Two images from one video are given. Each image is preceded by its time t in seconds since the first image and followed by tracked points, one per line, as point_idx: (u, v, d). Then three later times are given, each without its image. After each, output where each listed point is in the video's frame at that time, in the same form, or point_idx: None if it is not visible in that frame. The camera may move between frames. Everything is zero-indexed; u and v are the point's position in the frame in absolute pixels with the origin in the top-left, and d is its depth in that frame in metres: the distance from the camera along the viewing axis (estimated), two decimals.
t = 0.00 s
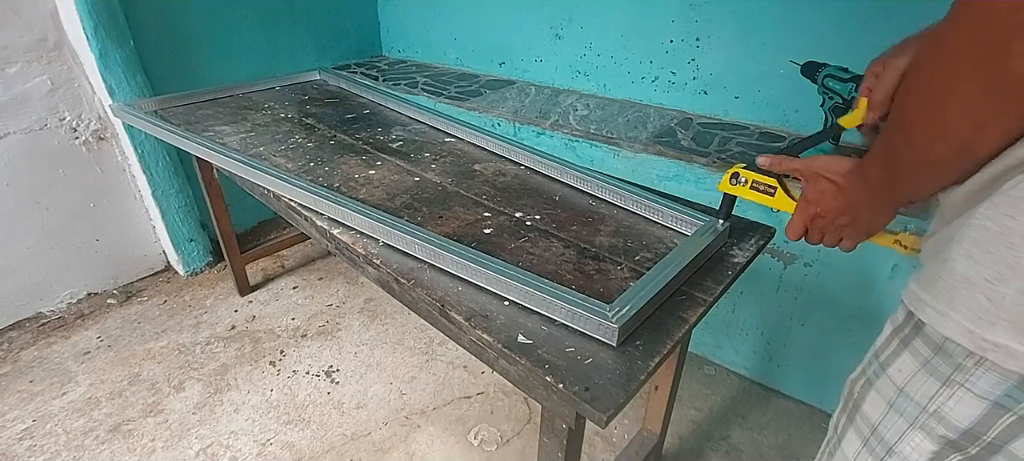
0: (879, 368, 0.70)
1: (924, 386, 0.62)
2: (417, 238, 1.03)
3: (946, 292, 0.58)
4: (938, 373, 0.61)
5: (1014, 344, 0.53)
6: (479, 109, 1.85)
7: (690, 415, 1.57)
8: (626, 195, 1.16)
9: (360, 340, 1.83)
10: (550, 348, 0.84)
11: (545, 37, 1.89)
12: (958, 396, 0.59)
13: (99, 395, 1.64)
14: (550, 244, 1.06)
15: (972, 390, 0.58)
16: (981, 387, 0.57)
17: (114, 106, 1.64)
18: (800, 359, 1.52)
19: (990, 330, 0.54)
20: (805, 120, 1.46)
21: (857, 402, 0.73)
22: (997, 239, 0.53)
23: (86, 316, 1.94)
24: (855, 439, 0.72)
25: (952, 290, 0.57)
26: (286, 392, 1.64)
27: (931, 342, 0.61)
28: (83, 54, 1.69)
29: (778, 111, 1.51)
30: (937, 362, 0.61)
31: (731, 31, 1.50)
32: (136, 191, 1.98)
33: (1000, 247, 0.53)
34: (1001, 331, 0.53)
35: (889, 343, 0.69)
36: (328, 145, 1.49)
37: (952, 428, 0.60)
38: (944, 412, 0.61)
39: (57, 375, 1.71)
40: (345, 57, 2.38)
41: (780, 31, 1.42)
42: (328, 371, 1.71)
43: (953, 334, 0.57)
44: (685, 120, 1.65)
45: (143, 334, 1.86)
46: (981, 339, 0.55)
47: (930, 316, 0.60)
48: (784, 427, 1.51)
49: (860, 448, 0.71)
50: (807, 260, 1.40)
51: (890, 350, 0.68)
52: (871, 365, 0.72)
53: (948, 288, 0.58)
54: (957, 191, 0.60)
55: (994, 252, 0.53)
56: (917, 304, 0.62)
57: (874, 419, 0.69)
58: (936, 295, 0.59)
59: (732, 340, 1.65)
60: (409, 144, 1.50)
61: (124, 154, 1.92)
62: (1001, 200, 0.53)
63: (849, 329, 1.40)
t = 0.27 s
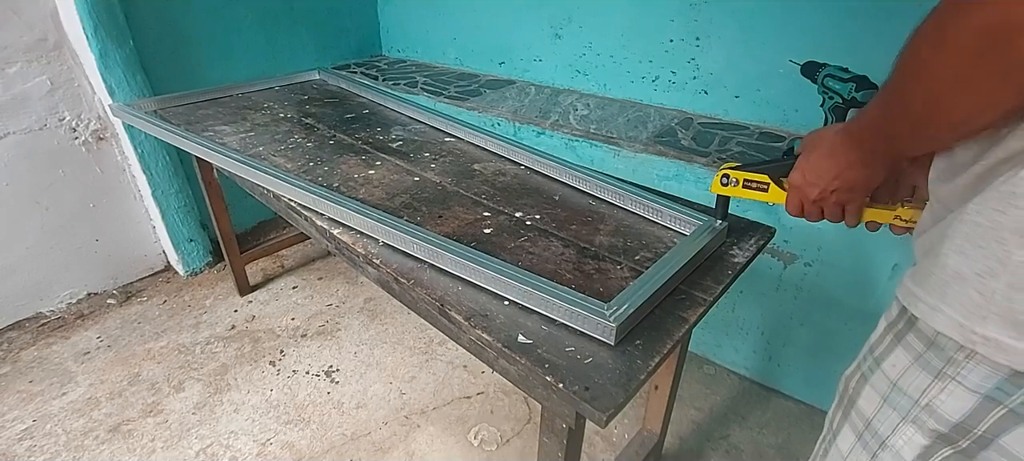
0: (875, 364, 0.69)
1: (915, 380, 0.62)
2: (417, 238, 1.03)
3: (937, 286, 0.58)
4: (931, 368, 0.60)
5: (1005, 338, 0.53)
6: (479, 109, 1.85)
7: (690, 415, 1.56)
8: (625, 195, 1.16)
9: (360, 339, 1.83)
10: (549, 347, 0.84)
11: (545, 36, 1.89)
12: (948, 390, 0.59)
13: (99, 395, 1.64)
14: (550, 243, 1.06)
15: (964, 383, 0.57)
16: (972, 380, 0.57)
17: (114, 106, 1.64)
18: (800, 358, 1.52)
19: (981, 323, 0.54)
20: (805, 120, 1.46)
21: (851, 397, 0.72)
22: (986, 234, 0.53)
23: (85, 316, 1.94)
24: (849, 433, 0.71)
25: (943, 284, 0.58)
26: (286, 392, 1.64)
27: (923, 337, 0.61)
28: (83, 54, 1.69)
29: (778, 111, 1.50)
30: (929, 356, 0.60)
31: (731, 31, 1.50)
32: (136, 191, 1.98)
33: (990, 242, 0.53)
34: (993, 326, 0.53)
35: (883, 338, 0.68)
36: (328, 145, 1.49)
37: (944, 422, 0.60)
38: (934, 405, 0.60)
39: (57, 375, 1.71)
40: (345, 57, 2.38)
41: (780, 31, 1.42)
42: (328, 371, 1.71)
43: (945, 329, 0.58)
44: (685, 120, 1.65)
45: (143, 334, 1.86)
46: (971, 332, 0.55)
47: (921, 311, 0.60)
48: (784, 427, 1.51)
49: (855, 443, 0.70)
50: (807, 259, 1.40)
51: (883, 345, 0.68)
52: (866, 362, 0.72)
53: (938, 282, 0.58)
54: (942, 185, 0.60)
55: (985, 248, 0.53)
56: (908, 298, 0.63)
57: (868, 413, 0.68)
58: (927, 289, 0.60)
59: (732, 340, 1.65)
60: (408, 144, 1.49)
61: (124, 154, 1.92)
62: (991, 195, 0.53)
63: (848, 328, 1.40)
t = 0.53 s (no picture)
0: (881, 369, 0.69)
1: (927, 390, 0.62)
2: (417, 238, 1.03)
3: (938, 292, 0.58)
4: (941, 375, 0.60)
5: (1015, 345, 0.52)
6: (479, 109, 1.84)
7: (690, 416, 1.56)
8: (625, 195, 1.16)
9: (360, 340, 1.83)
10: (550, 348, 0.83)
11: (546, 36, 1.89)
12: (960, 400, 0.59)
13: (99, 395, 1.63)
14: (551, 244, 1.05)
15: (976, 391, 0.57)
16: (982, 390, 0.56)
17: (114, 105, 1.63)
18: (801, 359, 1.52)
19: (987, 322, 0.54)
20: (805, 121, 1.46)
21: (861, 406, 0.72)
22: (994, 241, 0.53)
23: (85, 316, 1.93)
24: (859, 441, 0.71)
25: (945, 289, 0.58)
26: (286, 392, 1.64)
27: (933, 346, 0.61)
28: (83, 54, 1.69)
29: (778, 111, 1.50)
30: (938, 365, 0.60)
31: (732, 31, 1.49)
32: (136, 190, 1.98)
33: (998, 248, 0.53)
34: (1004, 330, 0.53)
35: (890, 345, 0.68)
36: (328, 145, 1.48)
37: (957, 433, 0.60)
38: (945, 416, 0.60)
39: (57, 375, 1.71)
40: (345, 57, 2.38)
41: (781, 31, 1.42)
42: (328, 371, 1.71)
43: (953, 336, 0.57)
44: (686, 120, 1.65)
45: (143, 334, 1.86)
46: (981, 341, 0.55)
47: (930, 320, 0.60)
48: (785, 428, 1.51)
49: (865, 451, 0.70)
50: (808, 260, 1.40)
51: (891, 352, 0.68)
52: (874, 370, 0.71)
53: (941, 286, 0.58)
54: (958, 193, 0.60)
55: (992, 254, 0.53)
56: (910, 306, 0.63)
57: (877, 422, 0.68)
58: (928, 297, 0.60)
59: (732, 341, 1.65)
60: (409, 144, 1.49)
61: (124, 154, 1.91)
62: (1002, 202, 0.53)
63: (849, 330, 1.40)
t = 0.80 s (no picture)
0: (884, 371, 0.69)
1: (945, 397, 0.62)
2: (417, 238, 1.03)
3: (952, 315, 0.59)
4: (977, 395, 0.60)
5: None
6: (479, 109, 1.84)
7: (690, 416, 1.56)
8: (625, 195, 1.16)
9: (361, 340, 1.83)
10: (550, 348, 0.83)
11: (546, 36, 1.89)
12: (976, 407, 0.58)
13: (99, 395, 1.63)
14: (551, 244, 1.05)
15: (1016, 403, 0.56)
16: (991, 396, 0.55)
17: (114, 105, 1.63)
18: (801, 359, 1.52)
19: (1006, 335, 0.54)
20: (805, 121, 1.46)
21: (900, 404, 0.69)
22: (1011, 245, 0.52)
23: (85, 316, 1.93)
24: (896, 439, 0.69)
25: (960, 313, 0.58)
26: (286, 392, 1.64)
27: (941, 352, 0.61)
28: (83, 54, 1.69)
29: (778, 111, 1.50)
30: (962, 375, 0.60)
31: (732, 31, 1.49)
32: (136, 190, 1.98)
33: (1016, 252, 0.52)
34: None
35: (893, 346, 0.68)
36: (328, 145, 1.48)
37: (1001, 449, 0.58)
38: (989, 427, 0.59)
39: (57, 375, 1.71)
40: (345, 57, 2.38)
41: (781, 31, 1.42)
42: (328, 371, 1.71)
43: (974, 350, 0.57)
44: (686, 120, 1.65)
45: (143, 334, 1.86)
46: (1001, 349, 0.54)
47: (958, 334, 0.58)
48: (785, 428, 1.51)
49: (903, 452, 0.68)
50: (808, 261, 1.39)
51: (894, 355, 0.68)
52: (910, 368, 0.69)
53: (953, 311, 0.59)
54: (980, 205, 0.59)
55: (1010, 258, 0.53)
56: (922, 338, 0.63)
57: (918, 420, 0.66)
58: (943, 321, 0.60)
59: (732, 340, 1.65)
60: (409, 144, 1.49)
61: (124, 154, 1.91)
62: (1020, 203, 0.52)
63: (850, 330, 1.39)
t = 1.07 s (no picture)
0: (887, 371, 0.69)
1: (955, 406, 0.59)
2: (416, 238, 1.03)
3: (962, 319, 0.58)
4: (987, 401, 0.58)
5: None
6: (479, 109, 1.85)
7: (690, 415, 1.56)
8: (625, 194, 1.16)
9: (360, 340, 1.83)
10: (550, 348, 0.84)
11: (546, 36, 1.89)
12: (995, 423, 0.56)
13: (99, 395, 1.64)
14: (551, 244, 1.06)
15: None
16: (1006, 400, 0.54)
17: (114, 106, 1.63)
18: (801, 359, 1.52)
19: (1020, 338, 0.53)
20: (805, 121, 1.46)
21: (910, 408, 0.68)
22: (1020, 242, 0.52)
23: (85, 316, 1.94)
24: (904, 444, 0.68)
25: (971, 317, 0.57)
26: (286, 392, 1.64)
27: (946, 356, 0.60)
28: (83, 54, 1.69)
29: (778, 111, 1.51)
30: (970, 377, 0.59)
31: (731, 31, 1.49)
32: (136, 191, 1.98)
33: None
34: None
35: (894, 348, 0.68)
36: (328, 145, 1.49)
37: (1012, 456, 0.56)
38: (999, 434, 0.57)
39: (57, 375, 1.71)
40: (345, 57, 2.38)
41: (780, 31, 1.42)
42: (328, 371, 1.71)
43: (984, 354, 0.56)
44: (685, 120, 1.65)
45: (143, 334, 1.86)
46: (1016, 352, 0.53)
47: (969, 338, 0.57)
48: (785, 428, 1.52)
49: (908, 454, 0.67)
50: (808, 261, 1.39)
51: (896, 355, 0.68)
52: (920, 372, 0.68)
53: (964, 316, 0.58)
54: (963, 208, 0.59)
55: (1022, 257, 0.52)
56: (931, 343, 0.62)
57: (926, 425, 0.65)
58: (953, 325, 0.59)
59: (732, 340, 1.65)
60: (409, 144, 1.49)
61: (124, 154, 1.91)
62: None
63: (849, 329, 1.39)
